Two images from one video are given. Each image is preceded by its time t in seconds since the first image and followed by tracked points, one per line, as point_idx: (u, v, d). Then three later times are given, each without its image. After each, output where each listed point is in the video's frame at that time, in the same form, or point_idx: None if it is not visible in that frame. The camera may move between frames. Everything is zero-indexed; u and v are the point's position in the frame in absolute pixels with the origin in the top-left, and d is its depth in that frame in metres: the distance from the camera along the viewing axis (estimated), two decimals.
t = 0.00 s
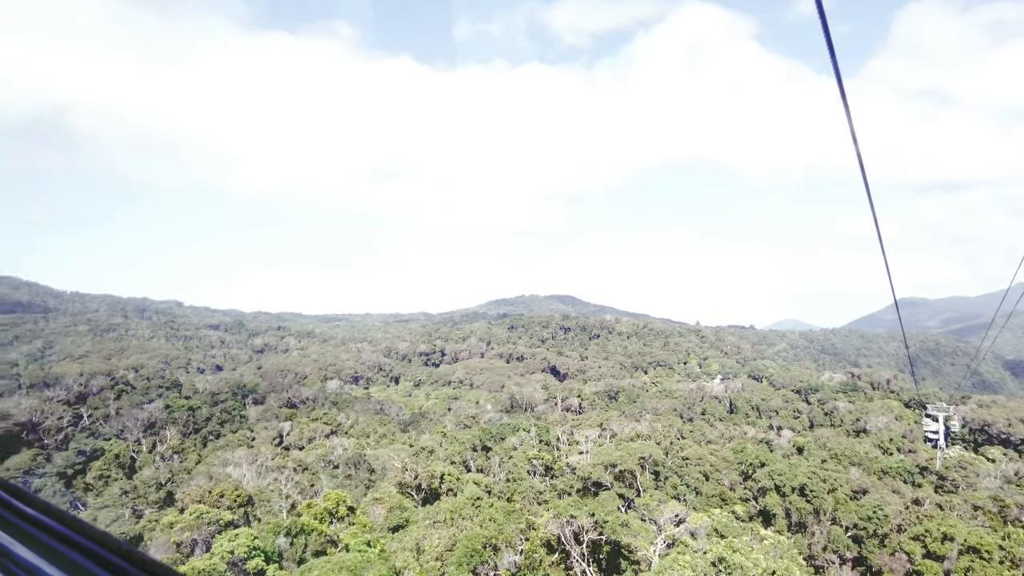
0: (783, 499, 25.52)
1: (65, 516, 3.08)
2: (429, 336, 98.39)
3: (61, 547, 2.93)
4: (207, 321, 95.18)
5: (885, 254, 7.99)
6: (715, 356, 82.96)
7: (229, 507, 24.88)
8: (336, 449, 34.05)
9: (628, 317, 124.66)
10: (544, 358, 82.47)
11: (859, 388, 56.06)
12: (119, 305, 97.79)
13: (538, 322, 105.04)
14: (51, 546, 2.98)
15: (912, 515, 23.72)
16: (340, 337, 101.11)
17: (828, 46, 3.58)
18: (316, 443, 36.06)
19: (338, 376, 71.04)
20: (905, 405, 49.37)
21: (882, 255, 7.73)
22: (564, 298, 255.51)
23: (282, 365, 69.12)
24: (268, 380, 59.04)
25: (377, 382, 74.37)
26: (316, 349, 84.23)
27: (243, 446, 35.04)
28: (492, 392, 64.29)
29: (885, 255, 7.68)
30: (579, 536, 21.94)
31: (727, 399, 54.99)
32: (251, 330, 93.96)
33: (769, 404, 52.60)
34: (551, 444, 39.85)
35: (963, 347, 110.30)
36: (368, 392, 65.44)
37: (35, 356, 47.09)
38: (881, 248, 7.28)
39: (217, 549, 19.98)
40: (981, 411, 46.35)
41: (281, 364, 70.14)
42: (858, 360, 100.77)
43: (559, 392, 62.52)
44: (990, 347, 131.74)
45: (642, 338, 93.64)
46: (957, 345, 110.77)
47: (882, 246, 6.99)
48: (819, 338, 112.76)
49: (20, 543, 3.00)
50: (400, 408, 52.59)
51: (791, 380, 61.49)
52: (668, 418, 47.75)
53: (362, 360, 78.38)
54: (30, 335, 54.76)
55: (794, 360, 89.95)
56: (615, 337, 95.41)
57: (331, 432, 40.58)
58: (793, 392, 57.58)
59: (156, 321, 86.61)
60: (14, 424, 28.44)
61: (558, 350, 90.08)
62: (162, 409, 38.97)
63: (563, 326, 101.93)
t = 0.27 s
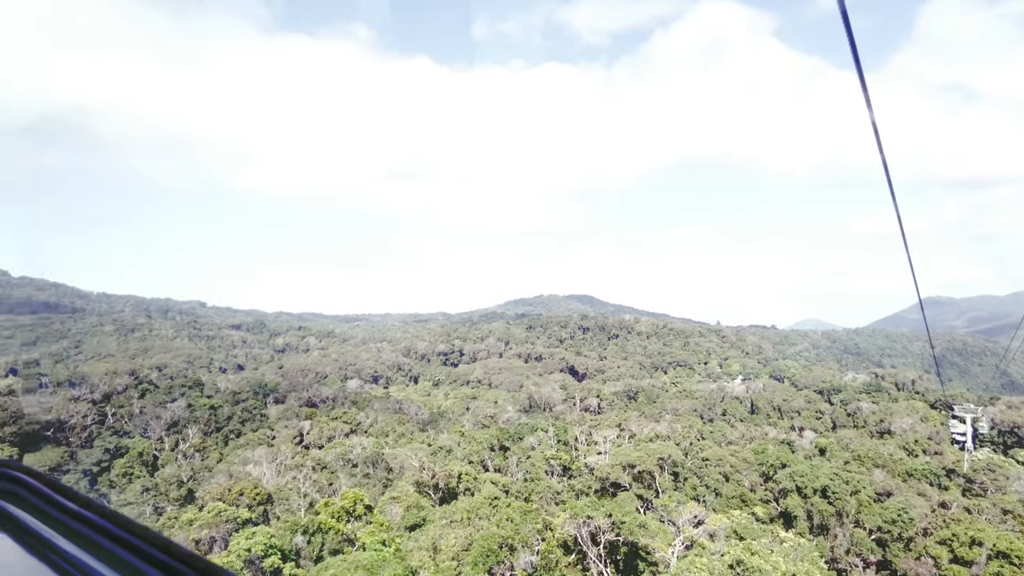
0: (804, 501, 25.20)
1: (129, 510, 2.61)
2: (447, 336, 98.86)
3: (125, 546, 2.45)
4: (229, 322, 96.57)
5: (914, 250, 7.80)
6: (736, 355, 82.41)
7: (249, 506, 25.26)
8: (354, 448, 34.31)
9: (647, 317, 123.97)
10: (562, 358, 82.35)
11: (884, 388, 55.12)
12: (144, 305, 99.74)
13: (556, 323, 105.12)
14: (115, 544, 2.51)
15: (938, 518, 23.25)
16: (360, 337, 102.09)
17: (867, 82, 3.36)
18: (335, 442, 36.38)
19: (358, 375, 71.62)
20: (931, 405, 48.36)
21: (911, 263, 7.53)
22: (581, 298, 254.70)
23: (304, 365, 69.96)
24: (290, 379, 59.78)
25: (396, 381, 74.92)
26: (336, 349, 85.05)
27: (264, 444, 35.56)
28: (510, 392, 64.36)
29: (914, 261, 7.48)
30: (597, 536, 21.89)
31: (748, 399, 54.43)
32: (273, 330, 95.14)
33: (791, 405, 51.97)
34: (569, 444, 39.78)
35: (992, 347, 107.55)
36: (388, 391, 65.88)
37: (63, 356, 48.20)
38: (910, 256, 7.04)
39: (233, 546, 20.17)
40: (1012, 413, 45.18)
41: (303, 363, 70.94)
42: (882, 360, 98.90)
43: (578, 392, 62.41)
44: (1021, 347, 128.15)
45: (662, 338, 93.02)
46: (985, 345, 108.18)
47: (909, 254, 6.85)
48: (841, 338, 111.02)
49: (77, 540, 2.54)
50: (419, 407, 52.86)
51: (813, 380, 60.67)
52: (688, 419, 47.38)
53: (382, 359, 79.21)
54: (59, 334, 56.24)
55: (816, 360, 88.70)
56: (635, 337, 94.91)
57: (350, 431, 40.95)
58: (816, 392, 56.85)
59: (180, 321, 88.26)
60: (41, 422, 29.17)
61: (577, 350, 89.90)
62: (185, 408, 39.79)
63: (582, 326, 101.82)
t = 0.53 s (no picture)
0: (825, 503, 24.88)
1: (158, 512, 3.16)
2: (465, 336, 99.06)
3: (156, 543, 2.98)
4: (250, 322, 97.85)
5: (933, 261, 7.71)
6: (757, 355, 81.70)
7: (267, 504, 25.57)
8: (372, 447, 34.57)
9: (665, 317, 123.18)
10: (580, 358, 82.15)
11: (908, 389, 54.13)
12: (167, 305, 101.55)
13: (573, 323, 105.06)
14: (145, 542, 3.07)
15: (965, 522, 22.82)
16: (379, 337, 102.75)
17: (882, 74, 3.29)
18: (353, 441, 36.70)
19: (377, 375, 72.03)
20: (957, 406, 47.35)
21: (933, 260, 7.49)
22: (598, 298, 253.62)
23: (323, 364, 70.71)
24: (310, 378, 60.43)
25: (415, 380, 75.28)
26: (355, 348, 85.77)
27: (282, 443, 36.01)
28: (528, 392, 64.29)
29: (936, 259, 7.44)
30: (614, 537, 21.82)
31: (769, 400, 53.84)
32: (293, 330, 96.19)
33: (813, 406, 51.31)
34: (587, 444, 39.71)
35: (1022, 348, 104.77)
36: (406, 390, 66.24)
37: (89, 355, 49.29)
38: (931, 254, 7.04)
39: (250, 546, 20.60)
40: None
41: (322, 362, 71.65)
42: (907, 360, 97.00)
43: (596, 392, 62.24)
44: None
45: (681, 338, 92.30)
46: (1014, 346, 105.48)
47: (925, 258, 6.87)
48: (864, 338, 109.21)
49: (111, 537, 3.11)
50: (437, 406, 53.07)
51: (835, 381, 59.84)
52: (707, 419, 47.02)
53: (401, 359, 79.80)
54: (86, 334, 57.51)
55: (838, 360, 87.40)
56: (654, 337, 94.20)
57: (369, 430, 41.30)
58: (838, 393, 56.10)
59: (202, 321, 89.68)
60: (66, 419, 29.76)
61: (594, 349, 89.63)
62: (206, 407, 40.44)
63: (600, 326, 101.66)
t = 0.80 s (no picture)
0: (844, 504, 24.58)
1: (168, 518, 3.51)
2: (481, 335, 99.19)
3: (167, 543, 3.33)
4: (268, 322, 98.88)
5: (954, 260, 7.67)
6: (775, 356, 80.87)
7: (282, 502, 25.80)
8: (387, 446, 34.80)
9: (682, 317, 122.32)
10: (596, 358, 81.84)
11: (930, 390, 53.22)
12: (187, 305, 103.08)
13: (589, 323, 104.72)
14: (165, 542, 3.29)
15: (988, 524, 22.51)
16: (395, 336, 103.33)
17: (893, 43, 3.38)
18: (368, 440, 36.99)
19: (393, 374, 72.39)
20: (981, 407, 46.48)
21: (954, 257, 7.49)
22: (612, 298, 252.45)
23: (340, 364, 71.25)
24: (327, 378, 60.98)
25: (430, 380, 75.56)
26: (372, 348, 86.28)
27: (298, 442, 36.40)
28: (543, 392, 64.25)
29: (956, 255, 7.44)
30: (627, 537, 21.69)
31: (787, 400, 53.32)
32: (311, 330, 97.01)
33: (832, 406, 50.68)
34: (602, 444, 39.65)
35: None
36: (422, 390, 66.53)
37: (111, 355, 50.23)
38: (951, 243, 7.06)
39: (264, 543, 20.74)
40: None
41: (339, 362, 72.21)
42: (929, 360, 95.29)
43: (612, 392, 62.01)
44: None
45: (698, 338, 91.57)
46: None
47: (935, 261, 6.91)
48: (884, 338, 107.52)
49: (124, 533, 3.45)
50: (452, 406, 53.25)
51: (854, 381, 59.07)
52: (724, 420, 46.69)
53: (417, 359, 80.16)
54: (108, 335, 58.56)
55: (858, 360, 86.15)
56: (670, 337, 93.60)
57: (384, 429, 41.59)
58: (857, 393, 55.41)
59: (221, 321, 90.83)
60: (87, 418, 30.31)
61: (611, 349, 89.30)
62: (224, 406, 40.99)
63: (616, 326, 101.28)
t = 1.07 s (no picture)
0: (858, 505, 24.34)
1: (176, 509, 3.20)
2: (492, 335, 99.19)
3: (179, 541, 3.04)
4: (281, 321, 99.54)
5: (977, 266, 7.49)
6: (788, 355, 80.18)
7: (292, 501, 25.99)
8: (398, 445, 34.90)
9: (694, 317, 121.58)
10: (607, 358, 81.58)
11: (947, 390, 52.49)
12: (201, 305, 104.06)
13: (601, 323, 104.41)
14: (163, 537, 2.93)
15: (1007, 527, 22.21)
16: (406, 336, 103.66)
17: (912, 53, 3.24)
18: (379, 439, 37.13)
19: (405, 374, 72.60)
20: (999, 408, 45.80)
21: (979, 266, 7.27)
22: (623, 298, 251.30)
23: (352, 363, 71.59)
24: (339, 377, 61.25)
25: (442, 380, 75.71)
26: (384, 348, 86.59)
27: (310, 440, 36.60)
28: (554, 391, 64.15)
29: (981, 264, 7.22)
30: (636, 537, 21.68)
31: (800, 400, 52.91)
32: (323, 330, 97.51)
33: (845, 406, 50.17)
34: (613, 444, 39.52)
35: None
36: (434, 389, 66.67)
37: (126, 354, 50.85)
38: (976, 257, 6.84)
39: (272, 541, 20.79)
40: None
41: (351, 361, 72.55)
42: (945, 360, 94.01)
43: (623, 392, 61.77)
44: None
45: (711, 337, 90.98)
46: None
47: (965, 262, 6.71)
48: (900, 338, 106.20)
49: (137, 536, 3.19)
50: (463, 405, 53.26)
51: (869, 381, 58.42)
52: (736, 419, 46.39)
53: (428, 358, 80.28)
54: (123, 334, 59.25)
55: (873, 360, 85.16)
56: (682, 336, 93.10)
57: (395, 428, 41.72)
58: (872, 393, 54.79)
59: (234, 321, 91.55)
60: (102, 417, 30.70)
61: (622, 349, 89.00)
62: (236, 405, 41.35)
63: (627, 325, 100.89)
